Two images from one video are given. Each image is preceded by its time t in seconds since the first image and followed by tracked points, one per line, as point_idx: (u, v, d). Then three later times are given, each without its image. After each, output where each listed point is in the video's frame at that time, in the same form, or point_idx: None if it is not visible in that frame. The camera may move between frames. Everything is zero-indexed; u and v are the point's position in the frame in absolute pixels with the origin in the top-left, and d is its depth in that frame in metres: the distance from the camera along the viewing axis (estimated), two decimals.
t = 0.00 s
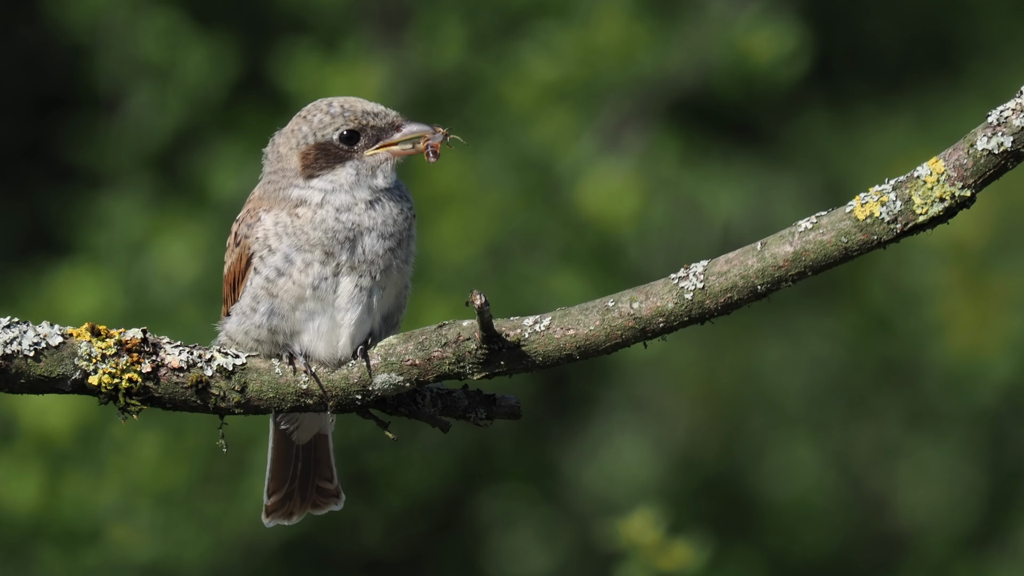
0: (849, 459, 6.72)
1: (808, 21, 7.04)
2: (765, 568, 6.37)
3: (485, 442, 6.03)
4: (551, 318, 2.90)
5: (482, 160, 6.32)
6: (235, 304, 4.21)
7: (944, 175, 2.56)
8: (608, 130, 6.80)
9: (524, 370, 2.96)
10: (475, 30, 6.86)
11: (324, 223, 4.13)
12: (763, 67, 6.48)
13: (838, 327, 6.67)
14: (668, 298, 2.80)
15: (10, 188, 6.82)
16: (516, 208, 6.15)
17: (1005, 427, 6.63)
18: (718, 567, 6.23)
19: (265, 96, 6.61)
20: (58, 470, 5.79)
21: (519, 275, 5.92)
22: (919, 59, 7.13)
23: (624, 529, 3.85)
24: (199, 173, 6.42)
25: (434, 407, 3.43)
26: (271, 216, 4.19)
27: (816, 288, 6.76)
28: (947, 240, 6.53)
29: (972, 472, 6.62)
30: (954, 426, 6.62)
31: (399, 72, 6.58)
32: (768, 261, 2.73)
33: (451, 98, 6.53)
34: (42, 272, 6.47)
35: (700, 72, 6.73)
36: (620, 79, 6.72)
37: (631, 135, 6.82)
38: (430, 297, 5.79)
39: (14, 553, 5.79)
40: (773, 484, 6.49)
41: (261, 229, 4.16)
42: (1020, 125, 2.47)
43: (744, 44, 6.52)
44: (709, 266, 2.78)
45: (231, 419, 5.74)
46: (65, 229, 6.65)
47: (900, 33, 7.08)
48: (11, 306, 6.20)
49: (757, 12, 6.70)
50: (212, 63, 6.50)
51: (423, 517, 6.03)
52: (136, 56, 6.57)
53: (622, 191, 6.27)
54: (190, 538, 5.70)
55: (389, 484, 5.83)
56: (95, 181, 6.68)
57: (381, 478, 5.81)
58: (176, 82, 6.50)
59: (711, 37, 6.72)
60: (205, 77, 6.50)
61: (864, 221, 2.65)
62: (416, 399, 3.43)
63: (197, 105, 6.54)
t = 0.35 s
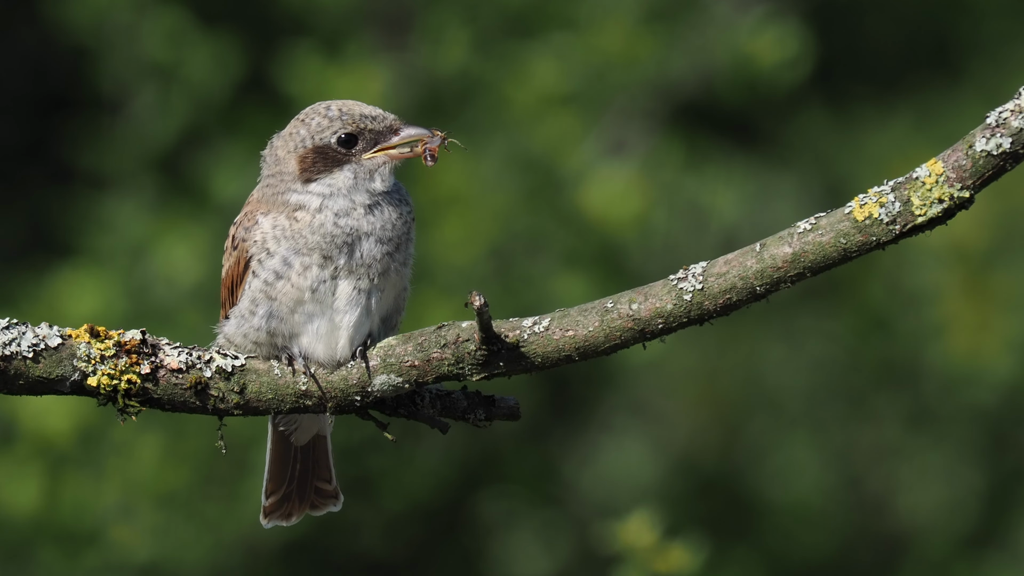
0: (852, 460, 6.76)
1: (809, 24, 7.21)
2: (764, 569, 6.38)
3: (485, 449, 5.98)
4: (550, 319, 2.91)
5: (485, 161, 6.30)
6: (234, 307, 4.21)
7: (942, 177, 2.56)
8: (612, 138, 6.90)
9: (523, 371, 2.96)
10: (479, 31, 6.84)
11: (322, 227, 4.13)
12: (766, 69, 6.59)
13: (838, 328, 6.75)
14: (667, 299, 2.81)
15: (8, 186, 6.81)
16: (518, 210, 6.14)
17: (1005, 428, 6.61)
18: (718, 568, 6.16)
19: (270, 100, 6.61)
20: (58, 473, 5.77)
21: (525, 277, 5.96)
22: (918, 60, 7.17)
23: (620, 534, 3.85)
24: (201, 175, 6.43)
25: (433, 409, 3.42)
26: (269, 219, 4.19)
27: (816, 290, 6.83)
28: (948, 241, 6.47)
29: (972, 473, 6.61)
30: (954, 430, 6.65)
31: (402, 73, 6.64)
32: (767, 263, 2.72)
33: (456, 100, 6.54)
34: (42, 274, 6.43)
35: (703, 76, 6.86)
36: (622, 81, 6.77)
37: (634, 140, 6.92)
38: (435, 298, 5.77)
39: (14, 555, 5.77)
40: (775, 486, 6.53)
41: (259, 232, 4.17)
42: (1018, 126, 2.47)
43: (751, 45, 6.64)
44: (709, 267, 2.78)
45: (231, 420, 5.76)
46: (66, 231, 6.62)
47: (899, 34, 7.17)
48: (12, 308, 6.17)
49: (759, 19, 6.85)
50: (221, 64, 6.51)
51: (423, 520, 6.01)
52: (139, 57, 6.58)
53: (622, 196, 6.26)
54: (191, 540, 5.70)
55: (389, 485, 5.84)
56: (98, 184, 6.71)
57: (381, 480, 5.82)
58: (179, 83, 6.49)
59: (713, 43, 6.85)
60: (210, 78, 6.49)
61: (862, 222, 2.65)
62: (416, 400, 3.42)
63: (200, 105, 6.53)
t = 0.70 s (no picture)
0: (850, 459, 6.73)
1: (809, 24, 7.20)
2: (764, 570, 6.37)
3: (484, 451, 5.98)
4: (549, 321, 2.90)
5: (484, 159, 6.29)
6: (233, 308, 4.21)
7: (941, 177, 2.56)
8: (610, 139, 6.92)
9: (522, 372, 2.96)
10: (478, 30, 6.85)
11: (321, 228, 4.13)
12: (767, 70, 6.63)
13: (839, 330, 6.75)
14: (666, 300, 2.81)
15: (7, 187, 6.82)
16: (519, 210, 6.11)
17: (1006, 428, 6.64)
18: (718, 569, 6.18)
19: (270, 102, 6.66)
20: (62, 474, 5.73)
21: (524, 278, 5.92)
22: (917, 59, 7.19)
23: (621, 534, 3.85)
24: (204, 177, 6.48)
25: (432, 410, 3.42)
26: (268, 220, 4.19)
27: (817, 290, 6.84)
28: (948, 241, 6.44)
29: (972, 475, 6.64)
30: (954, 428, 6.68)
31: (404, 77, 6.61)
32: (766, 264, 2.72)
33: (457, 103, 6.55)
34: (43, 273, 6.40)
35: (701, 77, 6.88)
36: (622, 83, 6.77)
37: (633, 143, 6.95)
38: (435, 295, 5.76)
39: (14, 554, 5.78)
40: (774, 487, 6.55)
41: (258, 233, 4.17)
42: (1018, 127, 2.47)
43: (751, 45, 6.65)
44: (708, 267, 2.78)
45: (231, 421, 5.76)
46: (66, 233, 6.57)
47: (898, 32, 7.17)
48: (12, 310, 6.16)
49: (759, 18, 6.84)
50: (221, 62, 6.56)
51: (424, 521, 6.02)
52: (139, 56, 6.58)
53: (621, 194, 6.30)
54: (191, 541, 5.71)
55: (390, 486, 5.83)
56: (99, 186, 6.67)
57: (381, 482, 5.81)
58: (179, 82, 6.53)
59: (714, 44, 6.83)
60: (208, 75, 6.54)
61: (861, 223, 2.65)
62: (415, 401, 3.42)
63: (201, 104, 6.57)
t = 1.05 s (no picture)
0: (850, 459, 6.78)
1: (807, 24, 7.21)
2: (764, 569, 6.38)
3: (485, 453, 5.96)
4: (548, 322, 2.90)
5: (483, 159, 6.30)
6: (232, 308, 4.22)
7: (940, 178, 2.56)
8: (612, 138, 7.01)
9: (521, 373, 2.96)
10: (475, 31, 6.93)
11: (320, 229, 4.13)
12: (765, 70, 6.59)
13: (840, 332, 6.74)
14: (665, 302, 2.81)
15: (7, 189, 6.78)
16: (519, 211, 6.11)
17: (1006, 429, 6.66)
18: (717, 568, 6.17)
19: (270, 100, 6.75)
20: (63, 478, 5.74)
21: (522, 277, 5.91)
22: (915, 62, 7.17)
23: (619, 535, 3.85)
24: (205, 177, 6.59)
25: (431, 410, 3.42)
26: (268, 221, 4.20)
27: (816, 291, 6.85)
28: (948, 245, 6.38)
29: (971, 476, 6.67)
30: (952, 428, 6.67)
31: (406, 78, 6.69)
32: (764, 265, 2.72)
33: (455, 105, 6.60)
34: (44, 275, 6.43)
35: (701, 77, 6.90)
36: (621, 87, 6.76)
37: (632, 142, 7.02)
38: (435, 296, 5.77)
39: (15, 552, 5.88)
40: (773, 491, 6.60)
41: (257, 234, 4.17)
42: (1017, 127, 2.47)
43: (749, 45, 6.64)
44: (707, 268, 2.78)
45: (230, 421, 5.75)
46: (67, 236, 6.60)
47: (897, 33, 7.13)
48: (14, 313, 6.18)
49: (759, 18, 6.86)
50: (222, 62, 6.56)
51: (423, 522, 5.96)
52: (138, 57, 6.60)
53: (621, 195, 6.30)
54: (192, 541, 5.73)
55: (389, 486, 5.85)
56: (99, 190, 6.69)
57: (380, 481, 5.83)
58: (180, 81, 6.53)
59: (712, 45, 6.84)
60: (210, 75, 6.54)
61: (860, 224, 2.65)
62: (415, 402, 3.41)
63: (200, 104, 6.57)
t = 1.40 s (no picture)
0: (852, 459, 6.73)
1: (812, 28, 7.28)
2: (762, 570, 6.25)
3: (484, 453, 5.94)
4: (548, 322, 2.90)
5: (486, 155, 6.24)
6: (232, 309, 4.22)
7: (939, 178, 2.56)
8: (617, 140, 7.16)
9: (520, 374, 2.96)
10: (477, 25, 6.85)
11: (320, 230, 4.13)
12: (770, 70, 6.78)
13: (842, 331, 6.76)
14: (664, 302, 2.81)
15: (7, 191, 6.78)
16: (520, 210, 6.09)
17: (1006, 429, 6.70)
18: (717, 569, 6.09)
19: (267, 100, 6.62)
20: (60, 475, 5.73)
21: (526, 279, 5.88)
22: (916, 61, 7.21)
23: (618, 536, 3.86)
24: (204, 176, 6.44)
25: (430, 411, 3.42)
26: (267, 222, 4.21)
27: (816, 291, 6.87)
28: (953, 247, 6.48)
29: (970, 476, 6.71)
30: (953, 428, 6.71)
31: (406, 80, 6.69)
32: (763, 265, 2.72)
33: (456, 104, 6.58)
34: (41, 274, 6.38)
35: (704, 82, 7.04)
36: (625, 84, 6.77)
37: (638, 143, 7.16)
38: (437, 293, 5.74)
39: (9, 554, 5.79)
40: (774, 492, 6.54)
41: (257, 235, 4.18)
42: (1016, 128, 2.47)
43: (754, 45, 6.80)
44: (706, 269, 2.78)
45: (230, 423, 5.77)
46: (66, 236, 6.57)
47: (898, 33, 7.19)
48: (13, 311, 6.14)
49: (762, 21, 7.00)
50: (224, 59, 6.56)
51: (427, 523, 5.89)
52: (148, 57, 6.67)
53: (622, 195, 6.34)
54: (191, 540, 5.70)
55: (392, 487, 5.78)
56: (100, 189, 6.66)
57: (384, 481, 5.76)
58: (184, 79, 6.58)
59: (715, 45, 6.98)
60: (210, 72, 6.54)
61: (859, 224, 2.65)
62: (413, 403, 3.41)
63: (203, 103, 6.57)
